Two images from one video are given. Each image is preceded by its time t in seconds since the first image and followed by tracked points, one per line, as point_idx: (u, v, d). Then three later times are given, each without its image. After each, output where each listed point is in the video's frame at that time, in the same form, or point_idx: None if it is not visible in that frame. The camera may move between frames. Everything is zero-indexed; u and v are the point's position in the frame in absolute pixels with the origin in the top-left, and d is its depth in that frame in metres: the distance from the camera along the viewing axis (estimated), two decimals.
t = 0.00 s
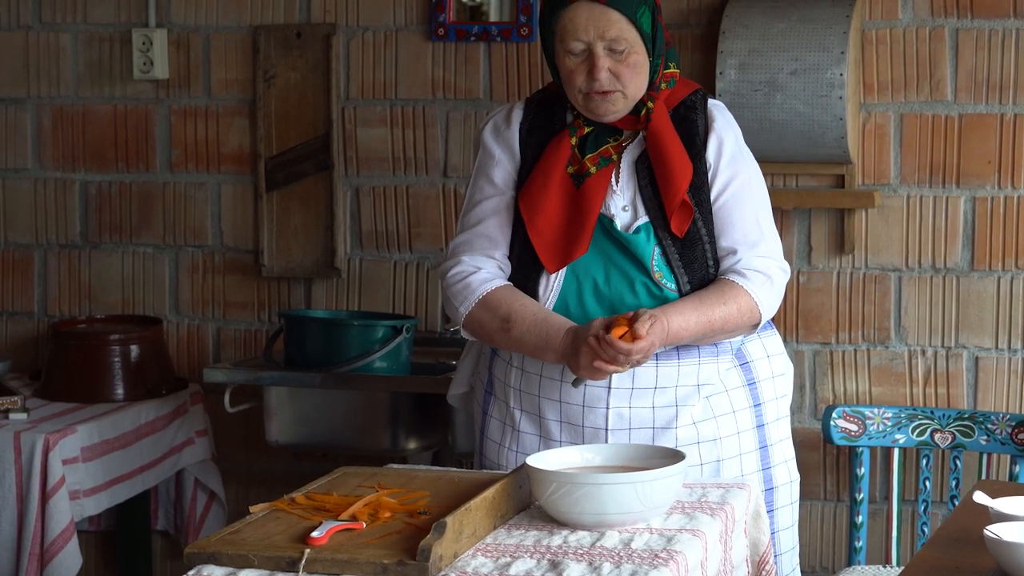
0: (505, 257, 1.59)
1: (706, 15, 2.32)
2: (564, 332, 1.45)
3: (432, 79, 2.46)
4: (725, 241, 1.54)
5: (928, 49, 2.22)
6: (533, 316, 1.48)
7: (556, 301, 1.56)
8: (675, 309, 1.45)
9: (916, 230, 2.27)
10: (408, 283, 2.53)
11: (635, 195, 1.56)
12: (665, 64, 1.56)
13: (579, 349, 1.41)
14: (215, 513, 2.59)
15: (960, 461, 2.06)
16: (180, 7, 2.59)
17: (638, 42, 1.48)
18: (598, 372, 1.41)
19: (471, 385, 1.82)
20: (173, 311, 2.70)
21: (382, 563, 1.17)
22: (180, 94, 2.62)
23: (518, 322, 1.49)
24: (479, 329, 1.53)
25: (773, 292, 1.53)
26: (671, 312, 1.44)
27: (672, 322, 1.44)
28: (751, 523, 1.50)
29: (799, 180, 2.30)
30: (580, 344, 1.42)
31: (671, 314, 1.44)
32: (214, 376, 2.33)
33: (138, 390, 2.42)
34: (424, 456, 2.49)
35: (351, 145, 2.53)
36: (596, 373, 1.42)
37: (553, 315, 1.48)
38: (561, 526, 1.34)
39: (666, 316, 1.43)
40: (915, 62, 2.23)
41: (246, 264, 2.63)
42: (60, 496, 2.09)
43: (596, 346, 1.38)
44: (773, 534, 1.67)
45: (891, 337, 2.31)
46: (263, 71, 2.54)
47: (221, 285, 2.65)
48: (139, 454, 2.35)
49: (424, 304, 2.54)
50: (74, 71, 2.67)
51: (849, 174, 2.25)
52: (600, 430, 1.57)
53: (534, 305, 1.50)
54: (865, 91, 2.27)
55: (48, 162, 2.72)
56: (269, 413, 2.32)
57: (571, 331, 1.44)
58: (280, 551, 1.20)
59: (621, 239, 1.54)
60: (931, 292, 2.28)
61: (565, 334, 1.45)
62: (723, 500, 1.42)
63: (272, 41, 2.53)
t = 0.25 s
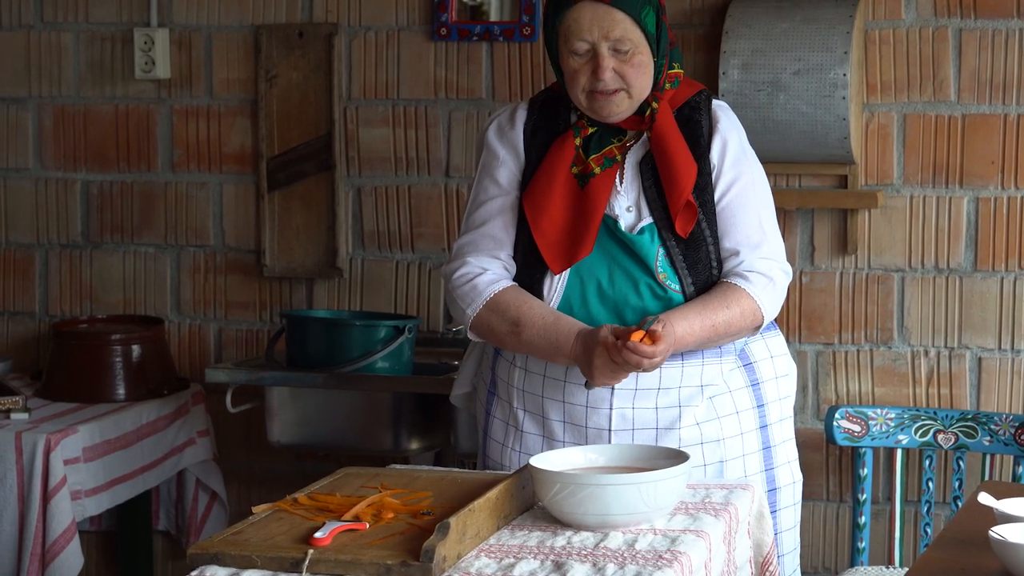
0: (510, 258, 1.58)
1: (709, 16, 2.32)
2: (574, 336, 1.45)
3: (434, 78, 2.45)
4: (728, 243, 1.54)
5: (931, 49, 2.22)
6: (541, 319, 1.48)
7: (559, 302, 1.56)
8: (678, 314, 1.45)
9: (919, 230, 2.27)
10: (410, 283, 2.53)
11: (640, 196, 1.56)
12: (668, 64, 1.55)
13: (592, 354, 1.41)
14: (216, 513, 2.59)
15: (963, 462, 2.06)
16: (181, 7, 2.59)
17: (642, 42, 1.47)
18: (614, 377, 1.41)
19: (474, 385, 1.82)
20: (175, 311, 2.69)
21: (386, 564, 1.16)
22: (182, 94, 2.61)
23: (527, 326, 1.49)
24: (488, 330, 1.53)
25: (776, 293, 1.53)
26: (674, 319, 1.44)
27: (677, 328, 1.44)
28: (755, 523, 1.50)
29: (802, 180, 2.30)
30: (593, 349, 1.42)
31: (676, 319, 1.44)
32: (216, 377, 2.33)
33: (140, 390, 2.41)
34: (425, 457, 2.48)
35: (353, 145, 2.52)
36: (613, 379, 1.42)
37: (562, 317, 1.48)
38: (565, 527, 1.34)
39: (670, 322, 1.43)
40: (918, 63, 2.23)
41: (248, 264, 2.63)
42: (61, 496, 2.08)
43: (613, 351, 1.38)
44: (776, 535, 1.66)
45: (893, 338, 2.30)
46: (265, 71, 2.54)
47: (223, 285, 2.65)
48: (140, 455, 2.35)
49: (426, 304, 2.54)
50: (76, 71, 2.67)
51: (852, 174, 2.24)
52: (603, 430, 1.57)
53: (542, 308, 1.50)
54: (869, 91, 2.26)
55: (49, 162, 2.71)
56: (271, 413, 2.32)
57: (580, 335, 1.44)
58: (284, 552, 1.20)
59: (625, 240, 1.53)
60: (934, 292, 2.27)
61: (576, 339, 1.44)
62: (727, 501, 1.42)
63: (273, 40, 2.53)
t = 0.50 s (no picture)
0: (509, 259, 1.58)
1: (710, 15, 2.31)
2: (565, 342, 1.44)
3: (435, 78, 2.45)
4: (732, 245, 1.54)
5: (933, 48, 2.22)
6: (533, 324, 1.47)
7: (562, 304, 1.55)
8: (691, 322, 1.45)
9: (920, 230, 2.27)
10: (411, 283, 2.52)
11: (642, 197, 1.55)
12: (671, 64, 1.56)
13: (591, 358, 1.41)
14: (217, 514, 2.58)
15: (966, 462, 2.05)
16: (182, 7, 2.58)
17: (646, 43, 1.47)
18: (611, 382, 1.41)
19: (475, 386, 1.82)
20: (175, 311, 2.69)
21: (388, 565, 1.16)
22: (182, 94, 2.61)
23: (520, 331, 1.48)
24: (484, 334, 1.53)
25: (782, 293, 1.53)
26: (688, 327, 1.44)
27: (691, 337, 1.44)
28: (758, 524, 1.49)
29: (804, 179, 2.29)
30: (590, 354, 1.41)
31: (690, 328, 1.44)
32: (216, 377, 2.32)
33: (140, 391, 2.41)
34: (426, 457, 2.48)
35: (354, 144, 2.52)
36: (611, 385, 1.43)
37: (553, 321, 1.47)
38: (567, 528, 1.34)
39: (685, 330, 1.43)
40: (919, 62, 2.23)
41: (248, 264, 2.62)
42: (62, 497, 2.08)
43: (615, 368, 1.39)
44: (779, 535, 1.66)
45: (895, 338, 2.30)
46: (265, 71, 2.53)
47: (223, 285, 2.64)
48: (141, 455, 2.34)
49: (427, 305, 2.54)
50: (75, 71, 2.66)
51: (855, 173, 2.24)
52: (605, 431, 1.56)
53: (533, 310, 1.49)
54: (870, 90, 2.26)
55: (49, 162, 2.71)
56: (271, 414, 2.31)
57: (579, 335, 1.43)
58: (286, 553, 1.19)
59: (628, 241, 1.53)
60: (936, 292, 2.27)
61: (568, 347, 1.44)
62: (730, 501, 1.41)
63: (274, 40, 2.52)
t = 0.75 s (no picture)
0: (508, 259, 1.57)
1: (709, 14, 2.31)
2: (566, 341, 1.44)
3: (434, 77, 2.44)
4: (732, 245, 1.53)
5: (932, 47, 2.21)
6: (533, 322, 1.47)
7: (560, 304, 1.55)
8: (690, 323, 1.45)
9: (920, 229, 2.26)
10: (410, 282, 2.52)
11: (642, 196, 1.55)
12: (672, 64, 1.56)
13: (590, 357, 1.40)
14: (215, 513, 2.58)
15: (966, 461, 2.05)
16: (180, 5, 2.58)
17: (651, 42, 1.47)
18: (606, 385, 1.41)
19: (474, 385, 1.81)
20: (173, 310, 2.68)
21: (387, 565, 1.15)
22: (180, 93, 2.60)
23: (520, 328, 1.48)
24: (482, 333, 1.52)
25: (781, 294, 1.53)
26: (688, 327, 1.44)
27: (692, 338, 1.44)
28: (757, 524, 1.49)
29: (804, 177, 2.29)
30: (589, 353, 1.40)
31: (690, 329, 1.44)
32: (215, 376, 2.32)
33: (138, 390, 2.40)
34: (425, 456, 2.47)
35: (352, 143, 2.51)
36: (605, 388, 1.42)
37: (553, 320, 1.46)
38: (567, 527, 1.33)
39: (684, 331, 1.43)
40: (919, 61, 2.22)
41: (247, 263, 2.62)
42: (59, 497, 2.07)
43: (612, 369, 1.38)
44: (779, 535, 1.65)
45: (895, 337, 2.30)
46: (264, 69, 2.53)
47: (221, 284, 2.64)
48: (139, 455, 2.34)
49: (426, 304, 2.53)
50: (73, 70, 2.65)
51: (854, 172, 2.24)
52: (604, 431, 1.56)
53: (534, 308, 1.49)
54: (870, 89, 2.26)
55: (46, 161, 2.70)
56: (270, 413, 2.31)
57: (579, 335, 1.43)
58: (285, 553, 1.19)
59: (627, 241, 1.53)
60: (936, 291, 2.27)
61: (570, 344, 1.43)
62: (730, 501, 1.41)
63: (272, 39, 2.52)
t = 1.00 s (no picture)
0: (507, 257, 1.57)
1: (707, 12, 2.31)
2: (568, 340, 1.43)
3: (431, 75, 2.44)
4: (730, 245, 1.53)
5: (931, 46, 2.21)
6: (535, 322, 1.47)
7: (559, 303, 1.55)
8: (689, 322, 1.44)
9: (918, 227, 2.26)
10: (408, 281, 2.51)
11: (641, 196, 1.54)
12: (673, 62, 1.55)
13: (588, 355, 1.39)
14: (212, 512, 2.57)
15: (964, 460, 2.05)
16: (177, 3, 2.57)
17: (656, 40, 1.46)
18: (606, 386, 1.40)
19: (471, 384, 1.81)
20: (170, 309, 2.67)
21: (385, 564, 1.15)
22: (177, 91, 2.60)
23: (522, 328, 1.47)
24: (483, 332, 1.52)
25: (780, 295, 1.52)
26: (686, 327, 1.43)
27: (689, 337, 1.43)
28: (756, 523, 1.49)
29: (801, 177, 2.29)
30: (589, 351, 1.40)
31: (687, 327, 1.43)
32: (212, 375, 2.31)
33: (135, 389, 2.40)
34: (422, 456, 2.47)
35: (350, 142, 2.51)
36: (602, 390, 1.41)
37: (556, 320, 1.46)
38: (565, 527, 1.33)
39: (683, 330, 1.43)
40: (918, 60, 2.22)
41: (244, 262, 2.61)
42: (56, 496, 2.06)
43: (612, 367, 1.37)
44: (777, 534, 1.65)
45: (893, 336, 2.29)
46: (261, 67, 2.52)
47: (218, 283, 2.63)
48: (135, 454, 2.33)
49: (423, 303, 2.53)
50: (70, 68, 2.65)
51: (851, 172, 2.24)
52: (602, 431, 1.55)
53: (537, 309, 1.48)
54: (868, 88, 2.25)
55: (43, 159, 2.69)
56: (267, 412, 2.30)
57: (579, 334, 1.43)
58: (283, 552, 1.18)
59: (626, 240, 1.52)
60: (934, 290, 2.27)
61: (571, 343, 1.43)
62: (728, 500, 1.41)
63: (270, 36, 2.51)
